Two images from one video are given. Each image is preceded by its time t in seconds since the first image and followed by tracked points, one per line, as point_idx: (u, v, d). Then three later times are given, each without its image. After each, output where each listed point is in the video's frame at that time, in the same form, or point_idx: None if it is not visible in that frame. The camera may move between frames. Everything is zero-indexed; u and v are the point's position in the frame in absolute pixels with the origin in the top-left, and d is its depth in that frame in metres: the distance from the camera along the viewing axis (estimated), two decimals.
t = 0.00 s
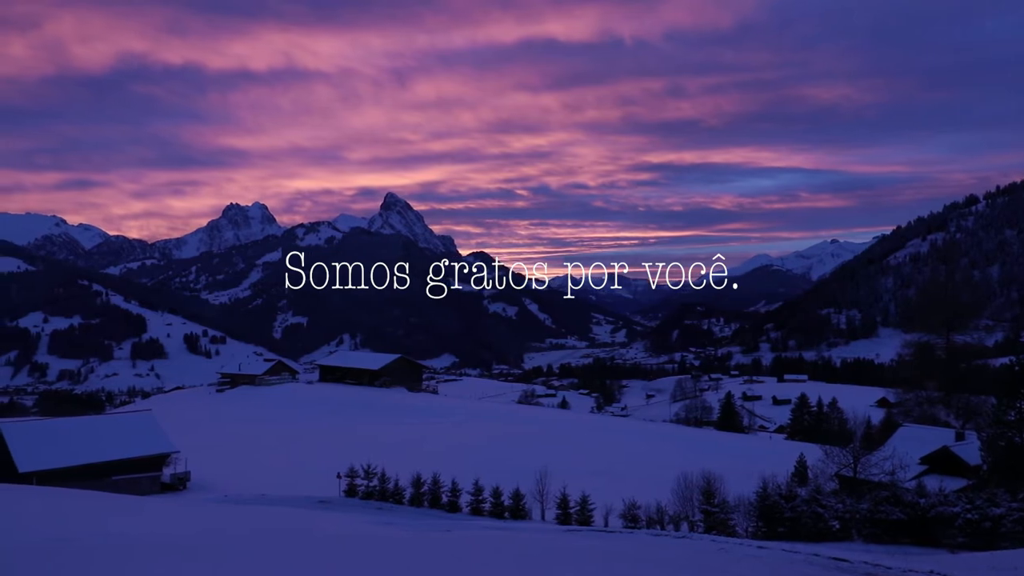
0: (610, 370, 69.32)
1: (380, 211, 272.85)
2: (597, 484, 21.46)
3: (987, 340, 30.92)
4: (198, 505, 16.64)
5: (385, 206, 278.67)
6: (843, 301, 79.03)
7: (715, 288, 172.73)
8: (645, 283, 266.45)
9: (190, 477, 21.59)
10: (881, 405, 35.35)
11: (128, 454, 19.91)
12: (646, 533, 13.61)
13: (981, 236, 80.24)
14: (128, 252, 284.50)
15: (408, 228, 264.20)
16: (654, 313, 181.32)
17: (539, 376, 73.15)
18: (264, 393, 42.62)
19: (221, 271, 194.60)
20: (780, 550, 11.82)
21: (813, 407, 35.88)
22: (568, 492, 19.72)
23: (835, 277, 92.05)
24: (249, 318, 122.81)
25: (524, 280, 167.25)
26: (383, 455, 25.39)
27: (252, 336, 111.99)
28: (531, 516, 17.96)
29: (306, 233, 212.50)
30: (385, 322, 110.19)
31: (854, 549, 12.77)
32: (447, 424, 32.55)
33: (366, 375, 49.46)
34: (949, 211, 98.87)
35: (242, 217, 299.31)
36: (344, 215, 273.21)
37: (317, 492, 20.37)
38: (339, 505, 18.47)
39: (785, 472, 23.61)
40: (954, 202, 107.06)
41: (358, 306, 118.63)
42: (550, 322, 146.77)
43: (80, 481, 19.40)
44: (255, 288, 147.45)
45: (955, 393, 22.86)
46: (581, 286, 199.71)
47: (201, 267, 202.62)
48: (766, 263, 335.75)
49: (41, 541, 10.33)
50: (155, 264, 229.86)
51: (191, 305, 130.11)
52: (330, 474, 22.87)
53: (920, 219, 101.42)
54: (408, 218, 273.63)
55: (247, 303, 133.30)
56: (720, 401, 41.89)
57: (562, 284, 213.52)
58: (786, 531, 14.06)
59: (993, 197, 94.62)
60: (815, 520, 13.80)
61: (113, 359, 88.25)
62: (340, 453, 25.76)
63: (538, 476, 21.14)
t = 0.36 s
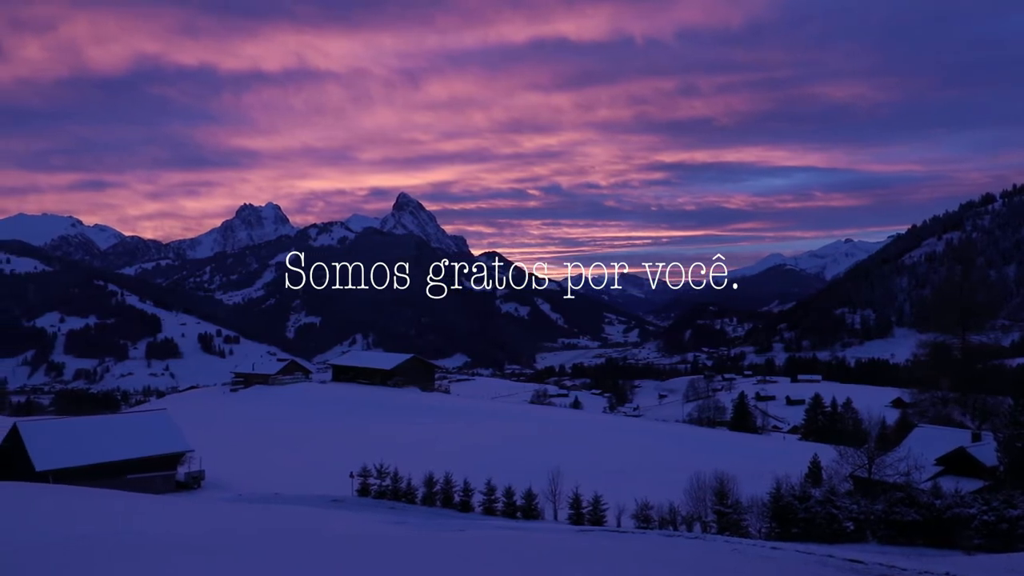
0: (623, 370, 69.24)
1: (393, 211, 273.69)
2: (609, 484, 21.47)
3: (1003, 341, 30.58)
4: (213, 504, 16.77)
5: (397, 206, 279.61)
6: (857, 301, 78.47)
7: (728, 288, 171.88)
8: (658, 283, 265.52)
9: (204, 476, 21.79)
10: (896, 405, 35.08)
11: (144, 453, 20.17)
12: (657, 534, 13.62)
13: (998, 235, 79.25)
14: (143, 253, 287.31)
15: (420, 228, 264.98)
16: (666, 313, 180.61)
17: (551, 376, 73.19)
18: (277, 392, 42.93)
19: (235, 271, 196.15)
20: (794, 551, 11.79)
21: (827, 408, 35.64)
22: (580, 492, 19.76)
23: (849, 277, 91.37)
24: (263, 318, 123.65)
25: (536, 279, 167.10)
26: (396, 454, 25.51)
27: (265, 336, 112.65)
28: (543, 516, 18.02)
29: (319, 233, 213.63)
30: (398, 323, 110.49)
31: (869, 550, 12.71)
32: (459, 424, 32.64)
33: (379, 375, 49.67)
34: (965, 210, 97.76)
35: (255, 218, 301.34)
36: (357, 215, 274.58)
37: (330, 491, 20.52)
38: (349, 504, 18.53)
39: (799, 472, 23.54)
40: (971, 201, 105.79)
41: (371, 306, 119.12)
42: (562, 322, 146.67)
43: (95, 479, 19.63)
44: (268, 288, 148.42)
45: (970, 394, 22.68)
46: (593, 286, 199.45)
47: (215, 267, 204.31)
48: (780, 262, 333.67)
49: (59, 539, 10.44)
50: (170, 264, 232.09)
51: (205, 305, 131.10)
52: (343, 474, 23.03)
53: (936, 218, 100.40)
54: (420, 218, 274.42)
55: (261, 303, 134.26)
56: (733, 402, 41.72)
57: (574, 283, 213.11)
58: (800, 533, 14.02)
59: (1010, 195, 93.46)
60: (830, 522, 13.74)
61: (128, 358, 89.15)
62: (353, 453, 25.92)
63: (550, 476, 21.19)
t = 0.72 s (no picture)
0: (635, 370, 69.12)
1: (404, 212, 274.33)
2: (621, 484, 21.48)
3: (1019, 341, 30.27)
4: (224, 502, 16.91)
5: (409, 207, 280.24)
6: (870, 301, 77.91)
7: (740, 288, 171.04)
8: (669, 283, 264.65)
9: (217, 476, 21.97)
10: (910, 406, 34.87)
11: (158, 452, 20.40)
12: (670, 534, 13.63)
13: (1014, 233, 78.32)
14: (157, 254, 289.55)
15: (431, 228, 265.52)
16: (678, 313, 179.93)
17: (563, 376, 73.19)
18: (290, 392, 43.20)
19: (247, 271, 197.45)
20: (807, 552, 11.75)
21: (841, 408, 35.42)
22: (592, 492, 19.78)
23: (862, 277, 90.74)
24: (275, 318, 124.38)
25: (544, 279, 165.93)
26: (407, 454, 25.61)
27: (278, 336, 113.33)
28: (555, 516, 18.05)
29: (330, 233, 214.59)
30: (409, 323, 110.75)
31: (883, 552, 12.64)
32: (471, 423, 32.72)
33: (391, 375, 49.84)
34: (981, 208, 96.71)
35: (268, 219, 302.99)
36: (369, 215, 275.42)
37: (342, 491, 20.65)
38: (359, 504, 18.59)
39: (812, 473, 23.47)
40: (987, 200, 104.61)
41: (383, 305, 119.49)
42: (574, 322, 146.53)
43: (109, 479, 19.83)
44: (280, 288, 149.30)
45: (985, 394, 22.49)
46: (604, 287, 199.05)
47: (228, 267, 205.76)
48: (792, 262, 331.78)
49: (72, 538, 10.51)
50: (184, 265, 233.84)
51: (218, 305, 131.94)
52: (356, 473, 23.15)
53: (951, 217, 99.41)
54: (431, 218, 274.99)
55: (273, 303, 135.08)
56: (745, 402, 41.57)
57: (585, 283, 212.27)
58: (812, 533, 13.99)
59: None
60: (843, 523, 13.69)
61: (143, 358, 89.96)
62: (364, 453, 26.06)
63: (562, 476, 21.23)
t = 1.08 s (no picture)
0: (642, 370, 69.01)
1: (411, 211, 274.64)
2: (627, 484, 21.47)
3: None
4: (231, 501, 16.97)
5: (415, 207, 280.57)
6: (877, 301, 77.54)
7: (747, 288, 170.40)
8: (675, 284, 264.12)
9: (225, 475, 22.06)
10: (919, 406, 34.77)
11: (166, 450, 20.50)
12: (677, 534, 13.61)
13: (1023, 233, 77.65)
14: (164, 254, 290.89)
15: (438, 228, 265.86)
16: (685, 313, 179.52)
17: (569, 376, 73.07)
18: (297, 391, 43.30)
19: (255, 271, 198.16)
20: (815, 552, 11.73)
21: (849, 408, 35.25)
22: (598, 492, 19.82)
23: (871, 277, 90.23)
24: (283, 318, 124.75)
25: (544, 278, 165.82)
26: (414, 454, 25.68)
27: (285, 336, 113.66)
28: (561, 516, 18.08)
29: (337, 233, 215.00)
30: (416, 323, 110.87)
31: (891, 553, 12.59)
32: (477, 423, 32.73)
33: (398, 374, 49.85)
34: (990, 208, 95.96)
35: (275, 219, 303.91)
36: (376, 216, 275.82)
37: (349, 490, 20.71)
38: (368, 504, 18.62)
39: (820, 473, 23.40)
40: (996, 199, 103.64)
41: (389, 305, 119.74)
42: (581, 322, 146.34)
43: (118, 478, 19.96)
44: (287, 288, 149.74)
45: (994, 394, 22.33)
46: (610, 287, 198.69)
47: (235, 267, 206.50)
48: (800, 262, 330.60)
49: (80, 538, 10.55)
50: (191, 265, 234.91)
51: (225, 305, 132.50)
52: (363, 473, 23.20)
53: (960, 216, 98.76)
54: (438, 218, 275.33)
55: (280, 303, 135.52)
56: (752, 402, 41.43)
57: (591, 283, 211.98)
58: (819, 534, 13.97)
59: None
60: (851, 523, 13.67)
61: (150, 357, 90.35)
62: (371, 452, 26.12)
63: (569, 476, 21.26)
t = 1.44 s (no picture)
0: (650, 370, 68.89)
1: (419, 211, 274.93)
2: (635, 484, 21.48)
3: None
4: (240, 501, 17.05)
5: (423, 207, 280.87)
6: (887, 301, 77.09)
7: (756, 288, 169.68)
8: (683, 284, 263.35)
9: (233, 475, 22.21)
10: (928, 406, 34.59)
11: (174, 450, 20.63)
12: (683, 534, 13.64)
13: None
14: (173, 254, 292.41)
15: (446, 228, 266.14)
16: (693, 312, 178.95)
17: (577, 376, 73.00)
18: (305, 391, 43.44)
19: (263, 271, 198.92)
20: (823, 553, 11.73)
21: (858, 408, 35.09)
22: (606, 492, 19.83)
23: (880, 277, 89.72)
24: (291, 318, 125.18)
25: (550, 278, 165.57)
26: (422, 454, 25.75)
27: (294, 335, 114.04)
28: (569, 516, 18.09)
29: (345, 233, 215.52)
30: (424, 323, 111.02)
31: (900, 553, 12.56)
32: (485, 423, 32.79)
33: (406, 374, 49.90)
34: (1001, 207, 95.16)
35: (283, 219, 305.01)
36: (383, 216, 276.40)
37: (357, 490, 20.81)
38: (376, 504, 18.67)
39: (829, 474, 23.33)
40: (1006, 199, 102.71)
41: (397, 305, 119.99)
42: (588, 321, 146.15)
43: (127, 477, 20.08)
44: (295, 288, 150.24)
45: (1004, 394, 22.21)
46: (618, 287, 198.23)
47: (244, 267, 207.34)
48: (809, 262, 328.97)
49: (91, 537, 10.62)
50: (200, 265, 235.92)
51: (234, 305, 133.06)
52: (371, 473, 23.25)
53: (971, 216, 98.00)
54: (446, 218, 275.65)
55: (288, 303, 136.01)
56: (761, 402, 41.31)
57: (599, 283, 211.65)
58: (828, 534, 13.92)
59: None
60: (860, 524, 13.65)
61: (160, 357, 90.88)
62: (379, 452, 26.19)
63: (576, 476, 21.27)
